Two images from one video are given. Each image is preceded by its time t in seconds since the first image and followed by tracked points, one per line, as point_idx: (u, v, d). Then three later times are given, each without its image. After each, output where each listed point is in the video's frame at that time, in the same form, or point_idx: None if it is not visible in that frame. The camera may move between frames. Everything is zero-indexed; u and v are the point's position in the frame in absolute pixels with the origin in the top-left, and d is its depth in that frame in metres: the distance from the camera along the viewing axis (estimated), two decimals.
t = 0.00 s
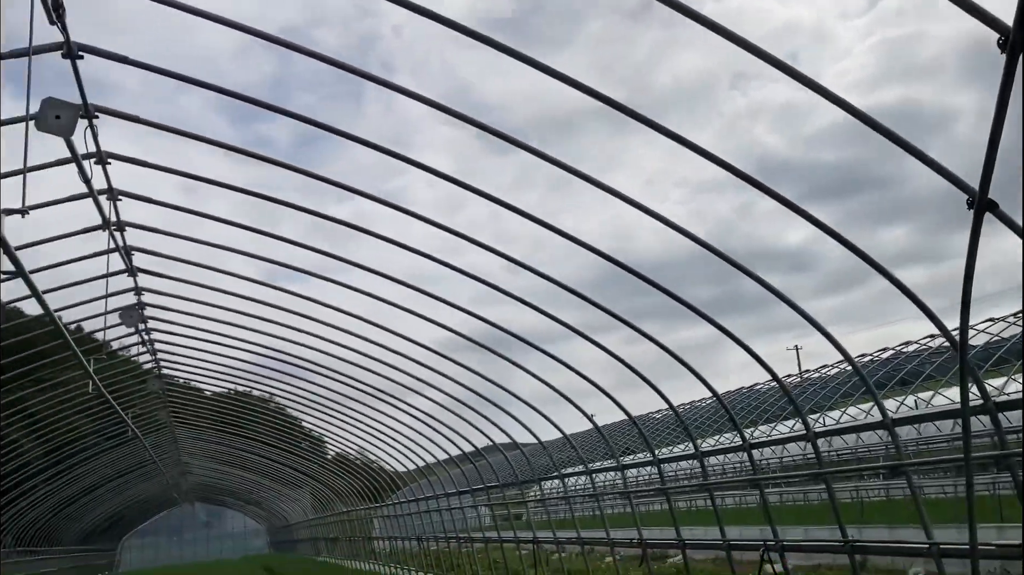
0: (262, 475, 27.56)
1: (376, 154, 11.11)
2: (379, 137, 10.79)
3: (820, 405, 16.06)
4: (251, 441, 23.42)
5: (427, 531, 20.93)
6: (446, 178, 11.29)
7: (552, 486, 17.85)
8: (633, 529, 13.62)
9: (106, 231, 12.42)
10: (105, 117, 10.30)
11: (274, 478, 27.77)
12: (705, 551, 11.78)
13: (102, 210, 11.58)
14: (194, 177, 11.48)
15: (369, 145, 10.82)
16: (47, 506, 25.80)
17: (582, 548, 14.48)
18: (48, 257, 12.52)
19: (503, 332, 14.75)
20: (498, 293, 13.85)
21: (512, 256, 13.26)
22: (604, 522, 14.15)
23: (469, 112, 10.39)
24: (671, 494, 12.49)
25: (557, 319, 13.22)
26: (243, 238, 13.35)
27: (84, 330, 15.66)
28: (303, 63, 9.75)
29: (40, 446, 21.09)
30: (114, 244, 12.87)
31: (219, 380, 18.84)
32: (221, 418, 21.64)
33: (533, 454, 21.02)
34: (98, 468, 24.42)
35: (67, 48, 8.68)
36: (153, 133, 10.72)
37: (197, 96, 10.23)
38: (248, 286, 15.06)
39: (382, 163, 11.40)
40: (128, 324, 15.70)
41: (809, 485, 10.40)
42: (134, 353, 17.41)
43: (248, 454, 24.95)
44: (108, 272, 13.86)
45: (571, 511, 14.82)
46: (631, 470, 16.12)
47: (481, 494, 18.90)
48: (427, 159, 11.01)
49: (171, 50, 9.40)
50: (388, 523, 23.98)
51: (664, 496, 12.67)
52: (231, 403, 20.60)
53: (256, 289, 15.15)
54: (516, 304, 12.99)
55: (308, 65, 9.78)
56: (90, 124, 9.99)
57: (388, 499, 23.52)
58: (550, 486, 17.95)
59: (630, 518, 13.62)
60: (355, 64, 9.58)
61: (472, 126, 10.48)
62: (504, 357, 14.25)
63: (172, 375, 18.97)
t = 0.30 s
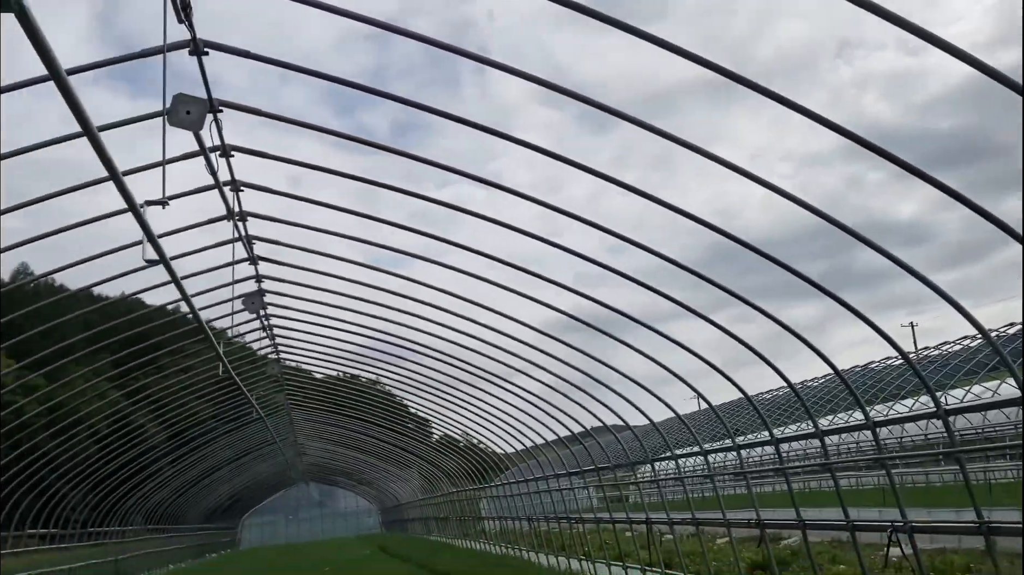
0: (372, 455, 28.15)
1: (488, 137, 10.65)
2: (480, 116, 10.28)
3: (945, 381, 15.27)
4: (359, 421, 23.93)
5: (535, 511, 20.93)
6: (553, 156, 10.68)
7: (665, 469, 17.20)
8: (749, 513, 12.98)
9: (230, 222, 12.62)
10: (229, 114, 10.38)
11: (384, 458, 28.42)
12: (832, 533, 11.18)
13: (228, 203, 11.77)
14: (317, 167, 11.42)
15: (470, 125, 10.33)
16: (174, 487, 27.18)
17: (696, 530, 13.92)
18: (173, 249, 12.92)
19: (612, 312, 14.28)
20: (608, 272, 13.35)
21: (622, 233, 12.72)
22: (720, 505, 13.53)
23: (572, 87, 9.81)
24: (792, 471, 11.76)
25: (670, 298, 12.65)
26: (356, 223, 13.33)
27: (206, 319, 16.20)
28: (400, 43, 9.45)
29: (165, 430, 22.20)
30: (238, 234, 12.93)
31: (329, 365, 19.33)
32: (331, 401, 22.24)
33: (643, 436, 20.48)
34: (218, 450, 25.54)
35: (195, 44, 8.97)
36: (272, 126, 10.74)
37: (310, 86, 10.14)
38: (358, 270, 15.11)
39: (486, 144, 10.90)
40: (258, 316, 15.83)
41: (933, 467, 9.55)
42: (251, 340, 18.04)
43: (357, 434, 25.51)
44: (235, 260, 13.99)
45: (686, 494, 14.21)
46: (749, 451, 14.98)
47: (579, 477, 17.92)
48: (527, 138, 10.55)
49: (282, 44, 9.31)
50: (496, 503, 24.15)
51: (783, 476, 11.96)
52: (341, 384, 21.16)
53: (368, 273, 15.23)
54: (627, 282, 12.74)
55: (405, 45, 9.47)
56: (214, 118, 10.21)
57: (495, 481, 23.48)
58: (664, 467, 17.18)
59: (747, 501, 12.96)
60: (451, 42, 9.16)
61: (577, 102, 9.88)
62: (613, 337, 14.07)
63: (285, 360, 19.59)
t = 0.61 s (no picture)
0: (430, 437, 28.39)
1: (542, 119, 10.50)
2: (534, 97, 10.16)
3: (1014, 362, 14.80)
4: (418, 403, 24.14)
5: (593, 494, 20.89)
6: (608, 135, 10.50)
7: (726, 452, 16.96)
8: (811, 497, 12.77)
9: (292, 209, 12.76)
10: (290, 102, 10.49)
11: (442, 441, 28.68)
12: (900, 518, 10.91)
13: (291, 191, 11.90)
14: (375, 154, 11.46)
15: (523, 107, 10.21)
16: (239, 469, 27.86)
17: (758, 514, 13.74)
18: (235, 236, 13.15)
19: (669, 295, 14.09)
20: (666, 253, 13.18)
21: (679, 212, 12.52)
22: (782, 489, 13.33)
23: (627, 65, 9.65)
24: (857, 455, 11.49)
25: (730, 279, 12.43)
26: (411, 207, 13.36)
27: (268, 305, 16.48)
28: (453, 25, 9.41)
29: (230, 414, 22.73)
30: (300, 221, 13.05)
31: (387, 348, 19.54)
32: (390, 385, 22.51)
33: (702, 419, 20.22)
34: (280, 434, 26.08)
35: (257, 34, 9.05)
36: (330, 113, 10.81)
37: (367, 72, 10.16)
38: (414, 253, 15.17)
39: (541, 124, 10.78)
40: (320, 302, 16.00)
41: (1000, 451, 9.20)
42: (312, 326, 18.33)
43: (415, 416, 25.75)
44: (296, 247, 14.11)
45: (748, 478, 14.02)
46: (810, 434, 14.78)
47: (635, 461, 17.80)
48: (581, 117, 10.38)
49: (338, 30, 9.33)
50: (553, 487, 24.18)
51: (847, 459, 11.71)
52: (400, 368, 21.38)
53: (423, 257, 15.24)
54: (687, 264, 12.57)
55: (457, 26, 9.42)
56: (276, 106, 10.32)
57: (552, 464, 23.50)
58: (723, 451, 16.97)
59: (811, 485, 12.74)
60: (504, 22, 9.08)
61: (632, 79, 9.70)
62: (673, 319, 13.92)
63: (344, 345, 19.86)
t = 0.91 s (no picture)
0: (459, 422, 28.50)
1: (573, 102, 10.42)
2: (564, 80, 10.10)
3: None
4: (447, 388, 24.24)
5: (621, 478, 20.87)
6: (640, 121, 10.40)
7: (757, 436, 16.85)
8: (845, 483, 12.66)
9: (322, 195, 12.83)
10: (320, 86, 10.51)
11: (471, 426, 28.82)
12: (934, 504, 10.76)
13: (322, 176, 11.92)
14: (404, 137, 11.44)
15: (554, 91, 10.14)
16: (270, 452, 28.21)
17: (788, 499, 13.65)
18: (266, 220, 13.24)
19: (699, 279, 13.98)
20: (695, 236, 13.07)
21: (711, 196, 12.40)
22: (814, 474, 13.22)
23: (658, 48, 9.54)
24: (890, 440, 11.33)
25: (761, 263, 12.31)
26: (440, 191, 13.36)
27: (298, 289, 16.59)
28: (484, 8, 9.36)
29: (261, 398, 22.99)
30: (332, 206, 13.03)
31: (416, 333, 19.61)
32: (419, 369, 22.62)
33: (732, 403, 20.10)
34: (311, 418, 26.34)
35: (289, 19, 9.08)
36: (360, 97, 10.81)
37: (397, 55, 10.14)
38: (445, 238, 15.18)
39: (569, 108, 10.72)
40: (351, 286, 16.07)
41: None
42: (342, 310, 18.44)
43: (444, 401, 25.85)
44: (330, 249, 13.79)
45: (779, 463, 13.93)
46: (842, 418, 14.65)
47: (664, 445, 17.72)
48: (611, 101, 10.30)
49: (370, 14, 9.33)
50: (582, 471, 24.21)
51: (881, 445, 11.59)
52: (429, 353, 21.48)
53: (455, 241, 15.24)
54: (720, 247, 12.45)
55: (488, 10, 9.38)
56: (308, 91, 10.34)
57: (580, 448, 23.47)
58: (753, 435, 16.86)
59: (843, 471, 12.65)
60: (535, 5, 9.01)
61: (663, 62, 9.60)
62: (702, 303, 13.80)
63: (374, 329, 19.98)
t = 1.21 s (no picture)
0: (474, 406, 28.56)
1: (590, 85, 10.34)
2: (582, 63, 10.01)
3: None
4: (462, 372, 24.29)
5: (636, 463, 20.88)
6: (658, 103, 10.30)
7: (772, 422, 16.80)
8: (861, 469, 12.62)
9: (338, 179, 12.83)
10: (337, 69, 10.48)
11: (485, 410, 28.92)
12: (952, 490, 10.66)
13: (339, 160, 11.91)
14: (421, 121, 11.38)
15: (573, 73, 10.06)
16: (286, 436, 28.40)
17: (804, 485, 13.62)
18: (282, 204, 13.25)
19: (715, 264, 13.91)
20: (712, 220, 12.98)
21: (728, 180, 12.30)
22: (830, 460, 13.18)
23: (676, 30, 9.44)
24: (909, 426, 11.21)
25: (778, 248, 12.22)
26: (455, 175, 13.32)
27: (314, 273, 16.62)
28: None
29: (277, 382, 23.12)
30: (349, 190, 13.02)
31: (431, 318, 19.63)
32: (434, 353, 22.68)
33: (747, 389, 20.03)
34: (326, 402, 26.49)
35: (307, 1, 9.06)
36: (377, 80, 10.76)
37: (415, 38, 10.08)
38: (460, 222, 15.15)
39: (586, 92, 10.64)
40: (367, 271, 16.09)
41: None
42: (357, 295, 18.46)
43: (459, 385, 25.91)
44: (347, 234, 13.77)
45: (796, 449, 13.89)
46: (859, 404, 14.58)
47: (679, 431, 17.68)
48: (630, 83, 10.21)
49: None
50: (596, 456, 24.24)
51: (898, 431, 11.52)
52: (444, 337, 21.52)
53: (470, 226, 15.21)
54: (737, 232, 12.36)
55: None
56: (325, 74, 10.32)
57: (595, 432, 23.48)
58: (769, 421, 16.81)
59: (859, 457, 12.60)
60: None
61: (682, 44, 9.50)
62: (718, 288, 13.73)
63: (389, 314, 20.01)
